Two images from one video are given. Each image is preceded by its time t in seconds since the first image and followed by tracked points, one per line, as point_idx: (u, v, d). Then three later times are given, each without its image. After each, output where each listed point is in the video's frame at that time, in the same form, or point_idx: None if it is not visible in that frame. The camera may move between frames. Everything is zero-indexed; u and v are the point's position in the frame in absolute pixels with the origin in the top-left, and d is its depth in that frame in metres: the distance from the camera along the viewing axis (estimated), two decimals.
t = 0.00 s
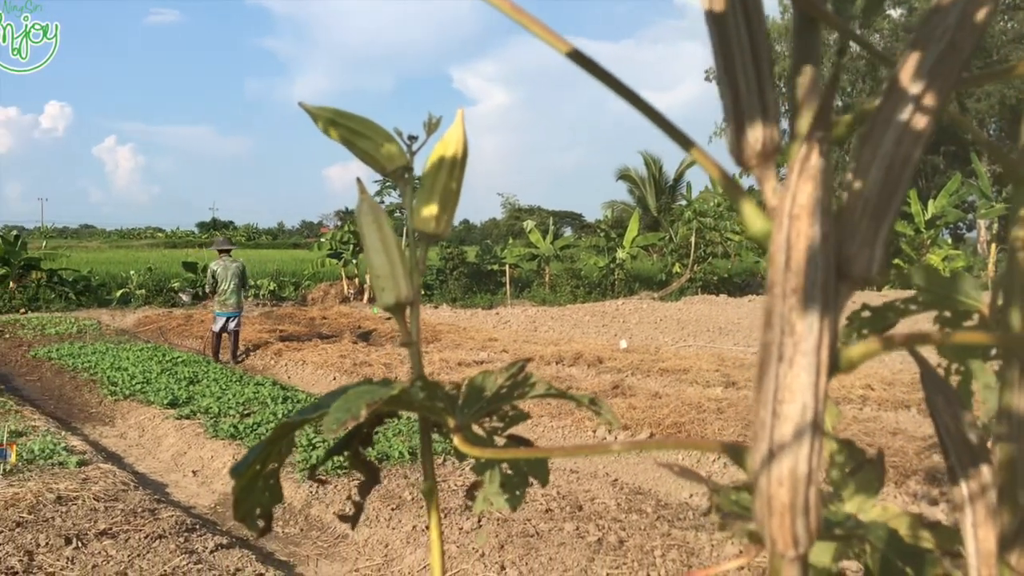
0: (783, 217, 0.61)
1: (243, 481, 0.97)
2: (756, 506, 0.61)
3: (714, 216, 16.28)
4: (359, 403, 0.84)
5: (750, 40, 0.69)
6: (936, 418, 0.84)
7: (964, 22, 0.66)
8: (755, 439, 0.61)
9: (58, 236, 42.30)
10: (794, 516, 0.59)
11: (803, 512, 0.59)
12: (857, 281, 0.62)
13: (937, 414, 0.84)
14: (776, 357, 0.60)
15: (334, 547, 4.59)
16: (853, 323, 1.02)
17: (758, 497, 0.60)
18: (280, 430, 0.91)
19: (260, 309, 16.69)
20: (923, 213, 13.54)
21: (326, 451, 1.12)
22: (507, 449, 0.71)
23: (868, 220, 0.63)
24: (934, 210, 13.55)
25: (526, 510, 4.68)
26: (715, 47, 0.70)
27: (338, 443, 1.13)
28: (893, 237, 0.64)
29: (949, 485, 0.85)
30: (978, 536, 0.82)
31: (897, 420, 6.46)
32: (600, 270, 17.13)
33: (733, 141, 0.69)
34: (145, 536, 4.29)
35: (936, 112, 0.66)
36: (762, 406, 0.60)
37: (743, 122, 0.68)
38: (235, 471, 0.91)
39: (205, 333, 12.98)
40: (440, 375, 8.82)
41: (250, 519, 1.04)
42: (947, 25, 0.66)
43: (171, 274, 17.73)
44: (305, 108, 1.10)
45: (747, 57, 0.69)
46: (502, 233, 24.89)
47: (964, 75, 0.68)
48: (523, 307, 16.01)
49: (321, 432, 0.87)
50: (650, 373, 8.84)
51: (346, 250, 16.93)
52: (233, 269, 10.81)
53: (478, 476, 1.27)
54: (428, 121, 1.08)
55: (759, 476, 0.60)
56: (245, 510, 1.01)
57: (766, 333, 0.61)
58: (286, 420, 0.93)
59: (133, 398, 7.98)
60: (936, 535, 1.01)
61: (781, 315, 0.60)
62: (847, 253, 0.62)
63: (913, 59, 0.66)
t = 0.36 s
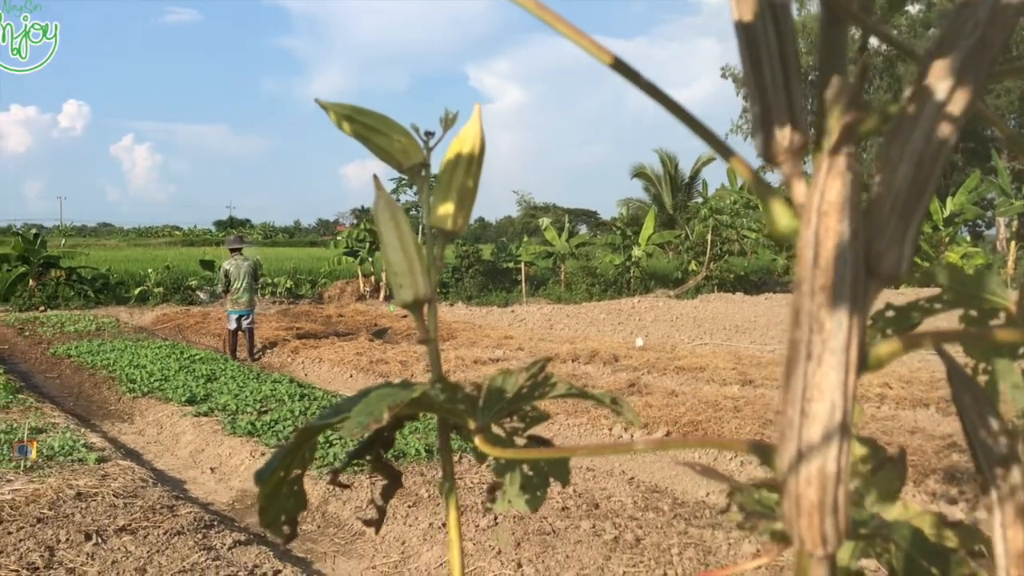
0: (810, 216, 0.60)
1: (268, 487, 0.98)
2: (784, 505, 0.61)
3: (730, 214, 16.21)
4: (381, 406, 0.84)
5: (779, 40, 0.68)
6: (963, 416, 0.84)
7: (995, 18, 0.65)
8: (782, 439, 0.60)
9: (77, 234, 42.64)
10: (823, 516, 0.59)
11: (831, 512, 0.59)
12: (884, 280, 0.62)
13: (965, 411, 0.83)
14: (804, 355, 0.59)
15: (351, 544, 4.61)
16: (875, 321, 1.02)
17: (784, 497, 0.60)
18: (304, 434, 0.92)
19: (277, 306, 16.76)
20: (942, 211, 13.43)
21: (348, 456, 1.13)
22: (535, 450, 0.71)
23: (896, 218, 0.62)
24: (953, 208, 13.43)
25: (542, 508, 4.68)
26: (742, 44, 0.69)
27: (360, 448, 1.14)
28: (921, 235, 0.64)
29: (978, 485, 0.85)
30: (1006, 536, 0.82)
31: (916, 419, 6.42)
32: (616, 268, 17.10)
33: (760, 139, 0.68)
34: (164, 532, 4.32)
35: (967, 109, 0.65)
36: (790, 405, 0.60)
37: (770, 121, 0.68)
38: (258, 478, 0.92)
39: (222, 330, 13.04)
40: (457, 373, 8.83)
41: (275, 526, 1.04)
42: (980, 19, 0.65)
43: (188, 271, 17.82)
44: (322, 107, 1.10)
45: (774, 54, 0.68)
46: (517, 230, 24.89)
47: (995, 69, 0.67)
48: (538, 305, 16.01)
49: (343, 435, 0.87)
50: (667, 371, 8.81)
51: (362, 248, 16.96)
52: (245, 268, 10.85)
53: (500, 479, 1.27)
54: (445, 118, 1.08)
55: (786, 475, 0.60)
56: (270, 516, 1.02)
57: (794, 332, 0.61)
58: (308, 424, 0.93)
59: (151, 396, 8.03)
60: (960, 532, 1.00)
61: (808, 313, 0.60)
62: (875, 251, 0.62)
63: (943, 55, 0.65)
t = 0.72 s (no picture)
0: (848, 208, 0.60)
1: (296, 478, 0.98)
2: (817, 495, 0.61)
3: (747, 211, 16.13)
4: (410, 400, 0.84)
5: (814, 31, 0.68)
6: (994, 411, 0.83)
7: None
8: (817, 431, 0.61)
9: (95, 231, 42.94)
10: (858, 509, 0.59)
11: (867, 506, 0.59)
12: (921, 273, 0.62)
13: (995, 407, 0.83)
14: (840, 349, 0.59)
15: (367, 540, 4.62)
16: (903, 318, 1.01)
17: (818, 489, 0.61)
18: (332, 426, 0.92)
19: (293, 304, 16.82)
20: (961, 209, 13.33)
21: (375, 448, 1.13)
22: (565, 443, 0.71)
23: (933, 212, 0.62)
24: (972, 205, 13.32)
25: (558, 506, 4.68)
26: (776, 37, 0.69)
27: (388, 440, 1.14)
28: (957, 229, 0.63)
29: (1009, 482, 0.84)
30: None
31: (934, 418, 6.37)
32: (632, 266, 17.08)
33: (794, 132, 0.68)
34: (182, 528, 4.34)
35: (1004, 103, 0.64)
36: (826, 398, 0.60)
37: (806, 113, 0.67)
38: (287, 470, 0.92)
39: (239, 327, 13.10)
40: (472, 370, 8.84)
41: (302, 515, 1.05)
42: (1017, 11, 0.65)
43: (205, 269, 17.91)
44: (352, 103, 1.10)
45: (810, 46, 0.68)
46: (532, 228, 24.89)
47: None
48: (553, 303, 16.01)
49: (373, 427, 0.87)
50: (683, 369, 8.78)
51: (378, 246, 17.00)
52: (259, 266, 10.90)
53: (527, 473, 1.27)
54: (475, 115, 1.08)
55: (821, 465, 0.60)
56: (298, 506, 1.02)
57: (829, 324, 0.61)
58: (337, 416, 0.93)
59: (169, 392, 8.08)
60: (985, 533, 0.99)
61: (844, 307, 0.60)
62: (912, 245, 0.62)
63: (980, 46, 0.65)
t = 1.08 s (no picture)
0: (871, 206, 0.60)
1: (315, 478, 0.99)
2: (841, 494, 0.61)
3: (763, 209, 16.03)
4: (429, 398, 0.84)
5: (838, 28, 0.67)
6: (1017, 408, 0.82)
7: None
8: (842, 430, 0.60)
9: (113, 229, 43.24)
10: (883, 508, 0.59)
11: (893, 505, 0.59)
12: (947, 270, 0.61)
13: (1017, 405, 0.82)
14: (864, 347, 0.59)
15: (382, 538, 4.63)
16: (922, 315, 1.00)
17: (842, 488, 0.60)
18: (351, 424, 0.92)
19: (309, 301, 16.88)
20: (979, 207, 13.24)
21: (394, 446, 1.13)
22: (586, 442, 0.71)
23: (958, 208, 0.62)
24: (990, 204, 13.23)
25: (573, 504, 4.67)
26: (800, 35, 0.69)
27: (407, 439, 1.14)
28: (983, 226, 0.63)
29: None
30: None
31: (952, 418, 6.33)
32: (647, 264, 17.06)
33: (819, 129, 0.67)
34: (198, 524, 4.36)
35: None
36: (851, 396, 0.60)
37: (829, 109, 0.67)
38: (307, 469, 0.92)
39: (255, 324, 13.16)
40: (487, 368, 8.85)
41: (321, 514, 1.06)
42: None
43: (221, 266, 18.00)
44: (369, 103, 1.10)
45: (833, 44, 0.67)
46: (547, 226, 24.90)
47: None
48: (568, 301, 16.00)
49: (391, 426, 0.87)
50: (698, 368, 8.76)
51: (393, 244, 17.04)
52: (273, 264, 10.95)
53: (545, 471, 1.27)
54: (491, 114, 1.07)
55: (846, 465, 0.59)
56: (319, 506, 1.02)
57: (854, 323, 0.60)
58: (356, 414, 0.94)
59: (185, 388, 8.12)
60: (1007, 532, 0.99)
61: (869, 305, 0.59)
62: (936, 242, 0.61)
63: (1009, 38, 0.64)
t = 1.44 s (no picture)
0: (910, 203, 0.59)
1: (344, 476, 0.99)
2: (878, 494, 0.61)
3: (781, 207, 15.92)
4: (456, 398, 0.83)
5: (875, 28, 0.66)
6: None
7: None
8: (879, 432, 0.60)
9: (134, 228, 43.57)
10: (920, 508, 0.59)
11: (930, 505, 0.59)
12: (986, 269, 0.61)
13: None
14: (902, 347, 0.59)
15: (401, 535, 4.65)
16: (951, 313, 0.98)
17: (881, 488, 0.60)
18: (379, 423, 0.92)
19: (327, 300, 16.94)
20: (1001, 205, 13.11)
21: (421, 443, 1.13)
22: (619, 440, 0.71)
23: (997, 207, 0.61)
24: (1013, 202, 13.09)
25: (591, 503, 4.67)
26: (836, 31, 0.68)
27: (433, 438, 1.14)
28: None
29: None
30: None
31: (974, 418, 6.27)
32: (665, 263, 17.03)
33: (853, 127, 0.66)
34: (219, 521, 4.39)
35: None
36: (888, 397, 0.60)
37: (863, 106, 0.66)
38: (335, 468, 0.93)
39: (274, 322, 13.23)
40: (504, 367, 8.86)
41: (350, 514, 1.05)
42: None
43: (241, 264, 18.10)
44: (392, 97, 1.09)
45: (870, 41, 0.66)
46: (565, 225, 24.88)
47: None
48: (585, 300, 15.98)
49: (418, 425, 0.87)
50: (717, 367, 8.73)
51: (411, 242, 17.07)
52: (291, 261, 11.00)
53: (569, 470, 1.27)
54: (515, 108, 1.07)
55: (885, 465, 0.60)
56: (346, 506, 1.03)
57: (891, 322, 0.60)
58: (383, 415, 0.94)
59: (206, 386, 8.18)
60: None
61: (906, 304, 0.59)
62: (975, 241, 0.61)
63: None
